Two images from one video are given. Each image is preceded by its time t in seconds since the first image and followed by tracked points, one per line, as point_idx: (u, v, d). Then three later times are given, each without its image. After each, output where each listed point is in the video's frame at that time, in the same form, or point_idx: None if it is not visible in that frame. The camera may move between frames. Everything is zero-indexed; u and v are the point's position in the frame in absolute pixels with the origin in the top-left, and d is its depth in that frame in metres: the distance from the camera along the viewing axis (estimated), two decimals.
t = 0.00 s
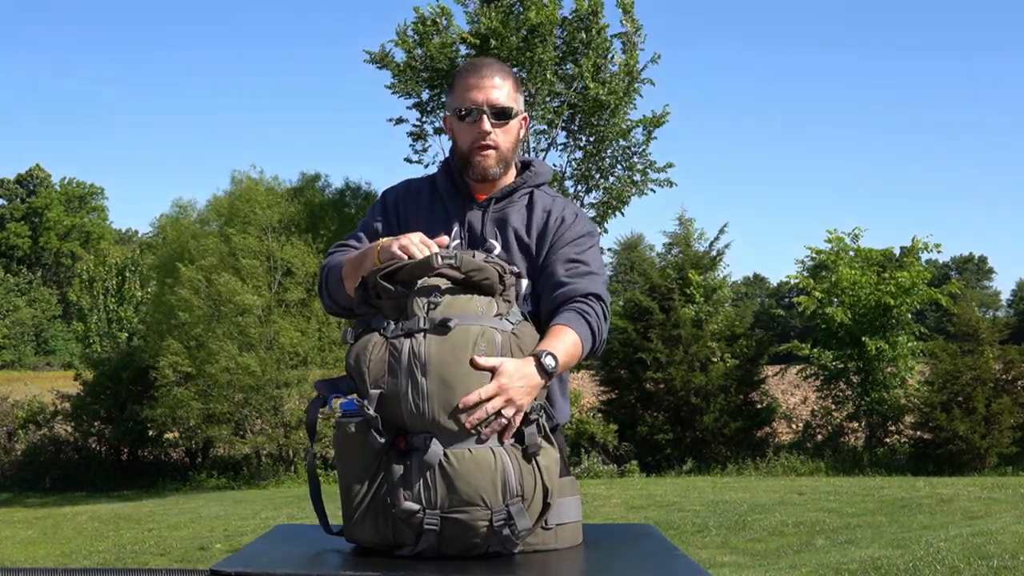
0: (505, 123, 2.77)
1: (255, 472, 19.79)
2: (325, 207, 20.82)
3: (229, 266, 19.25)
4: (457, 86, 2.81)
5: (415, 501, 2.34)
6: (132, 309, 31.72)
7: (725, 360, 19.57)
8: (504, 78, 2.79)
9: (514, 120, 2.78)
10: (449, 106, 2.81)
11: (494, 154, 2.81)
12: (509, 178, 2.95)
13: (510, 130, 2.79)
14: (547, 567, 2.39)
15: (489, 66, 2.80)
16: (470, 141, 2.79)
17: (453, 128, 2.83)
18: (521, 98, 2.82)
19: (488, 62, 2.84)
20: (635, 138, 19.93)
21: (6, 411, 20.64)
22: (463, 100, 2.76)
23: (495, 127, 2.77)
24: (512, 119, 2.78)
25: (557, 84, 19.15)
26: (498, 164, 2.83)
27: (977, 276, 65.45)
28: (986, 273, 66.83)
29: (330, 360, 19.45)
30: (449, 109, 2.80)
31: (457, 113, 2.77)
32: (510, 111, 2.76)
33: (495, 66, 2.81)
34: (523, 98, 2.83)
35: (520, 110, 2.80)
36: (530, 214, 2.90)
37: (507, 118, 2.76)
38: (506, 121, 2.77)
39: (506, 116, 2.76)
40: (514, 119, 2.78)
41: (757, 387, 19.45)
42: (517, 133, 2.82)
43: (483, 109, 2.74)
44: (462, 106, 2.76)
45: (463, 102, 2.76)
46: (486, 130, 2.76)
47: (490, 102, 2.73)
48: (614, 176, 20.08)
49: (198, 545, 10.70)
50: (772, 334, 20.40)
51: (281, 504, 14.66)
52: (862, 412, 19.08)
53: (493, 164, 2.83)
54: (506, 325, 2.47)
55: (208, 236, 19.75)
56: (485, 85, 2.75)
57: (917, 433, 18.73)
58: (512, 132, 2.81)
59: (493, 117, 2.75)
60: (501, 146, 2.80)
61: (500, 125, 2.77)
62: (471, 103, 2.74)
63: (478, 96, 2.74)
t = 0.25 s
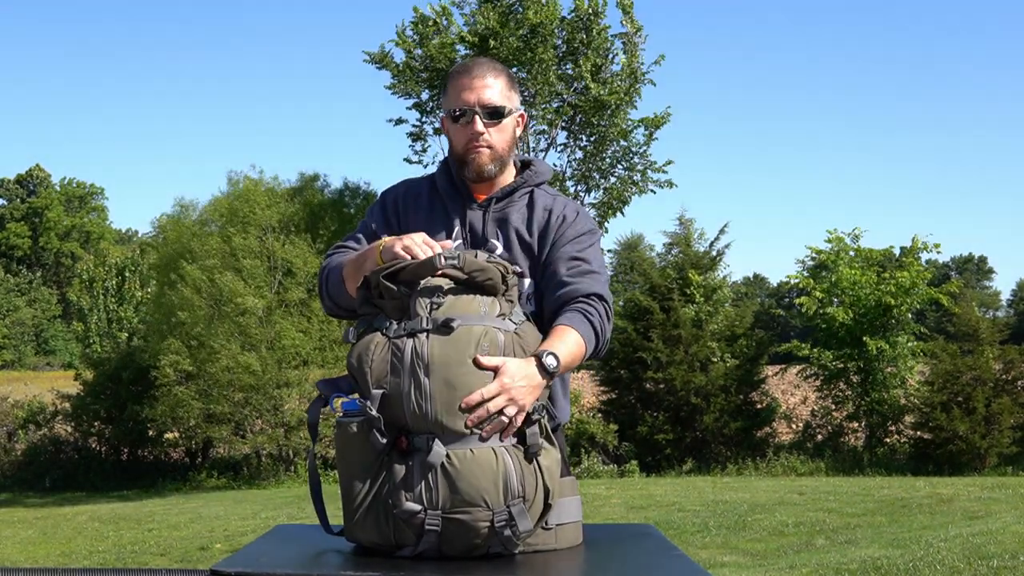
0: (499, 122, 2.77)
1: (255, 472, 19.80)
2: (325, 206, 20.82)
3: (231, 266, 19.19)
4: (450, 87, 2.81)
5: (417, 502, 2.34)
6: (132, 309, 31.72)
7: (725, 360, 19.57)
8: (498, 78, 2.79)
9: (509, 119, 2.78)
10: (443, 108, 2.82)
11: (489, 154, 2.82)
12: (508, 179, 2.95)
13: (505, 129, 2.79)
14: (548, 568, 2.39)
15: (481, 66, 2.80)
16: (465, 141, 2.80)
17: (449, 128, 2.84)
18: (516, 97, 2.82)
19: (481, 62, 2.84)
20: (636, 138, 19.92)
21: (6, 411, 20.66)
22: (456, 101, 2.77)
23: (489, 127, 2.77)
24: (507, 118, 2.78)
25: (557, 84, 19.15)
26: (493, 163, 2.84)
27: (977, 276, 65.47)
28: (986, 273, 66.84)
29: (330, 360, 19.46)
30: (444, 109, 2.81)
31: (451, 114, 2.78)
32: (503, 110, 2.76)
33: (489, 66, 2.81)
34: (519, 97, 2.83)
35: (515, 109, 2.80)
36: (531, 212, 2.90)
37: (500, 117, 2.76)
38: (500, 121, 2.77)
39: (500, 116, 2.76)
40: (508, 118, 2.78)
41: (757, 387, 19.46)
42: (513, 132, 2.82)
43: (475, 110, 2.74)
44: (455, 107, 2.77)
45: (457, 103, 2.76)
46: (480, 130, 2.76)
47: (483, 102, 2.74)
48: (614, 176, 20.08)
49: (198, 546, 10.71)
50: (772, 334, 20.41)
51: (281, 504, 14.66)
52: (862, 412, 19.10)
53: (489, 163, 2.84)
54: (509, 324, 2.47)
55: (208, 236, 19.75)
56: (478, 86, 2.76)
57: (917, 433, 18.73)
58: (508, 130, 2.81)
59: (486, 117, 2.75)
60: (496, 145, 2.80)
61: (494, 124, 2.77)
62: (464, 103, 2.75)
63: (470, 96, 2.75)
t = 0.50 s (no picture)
0: (498, 121, 2.78)
1: (256, 472, 19.81)
2: (325, 207, 20.84)
3: (233, 266, 19.09)
4: (449, 87, 2.82)
5: (416, 502, 2.35)
6: (132, 309, 31.74)
7: (725, 360, 19.58)
8: (498, 77, 2.80)
9: (508, 118, 2.79)
10: (442, 107, 2.83)
11: (488, 153, 2.83)
12: (507, 178, 2.96)
13: (504, 129, 2.80)
14: (547, 567, 2.40)
15: (480, 65, 2.81)
16: (463, 140, 2.81)
17: (448, 128, 2.85)
18: (514, 96, 2.83)
19: (480, 62, 2.85)
20: (636, 138, 19.93)
21: (7, 411, 20.67)
22: (456, 101, 2.77)
23: (487, 126, 2.78)
24: (505, 117, 2.79)
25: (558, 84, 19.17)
26: (492, 163, 2.85)
27: (977, 275, 65.47)
28: (986, 273, 66.85)
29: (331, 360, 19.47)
30: (443, 109, 2.82)
31: (450, 114, 2.79)
32: (502, 110, 2.77)
33: (488, 66, 2.82)
34: (517, 96, 2.84)
35: (514, 108, 2.81)
36: (531, 213, 2.91)
37: (499, 116, 2.77)
38: (498, 120, 2.78)
39: (498, 115, 2.77)
40: (507, 118, 2.79)
41: (757, 387, 19.48)
42: (512, 131, 2.83)
43: (474, 109, 2.75)
44: (454, 107, 2.78)
45: (456, 103, 2.77)
46: (479, 130, 2.77)
47: (482, 102, 2.75)
48: (614, 176, 20.09)
49: (198, 545, 10.71)
50: (772, 334, 20.42)
51: (281, 504, 14.66)
52: (862, 412, 19.11)
53: (488, 163, 2.85)
54: (508, 324, 2.48)
55: (208, 236, 19.74)
56: (477, 85, 2.77)
57: (917, 433, 18.74)
58: (507, 130, 2.82)
59: (485, 117, 2.76)
60: (496, 145, 2.81)
61: (493, 123, 2.78)
62: (463, 103, 2.76)
63: (468, 96, 2.76)
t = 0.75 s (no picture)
0: (497, 121, 2.77)
1: (255, 472, 19.80)
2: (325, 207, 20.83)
3: (233, 267, 19.09)
4: (448, 86, 2.82)
5: (415, 502, 2.35)
6: (132, 309, 31.76)
7: (725, 360, 19.58)
8: (498, 77, 2.80)
9: (507, 118, 2.79)
10: (442, 107, 2.83)
11: (487, 153, 2.82)
12: (508, 179, 2.95)
13: (503, 128, 2.80)
14: (547, 568, 2.40)
15: (480, 65, 2.81)
16: (463, 139, 2.80)
17: (447, 128, 2.84)
18: (514, 97, 2.82)
19: (479, 62, 2.84)
20: (637, 139, 19.92)
21: (7, 411, 20.66)
22: (455, 100, 2.77)
23: (487, 125, 2.77)
24: (505, 117, 2.78)
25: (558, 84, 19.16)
26: (491, 162, 2.84)
27: (977, 275, 65.45)
28: (987, 273, 66.85)
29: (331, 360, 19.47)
30: (442, 108, 2.81)
31: (449, 113, 2.79)
32: (501, 109, 2.76)
33: (488, 66, 2.82)
34: (517, 97, 2.83)
35: (514, 108, 2.81)
36: (530, 214, 2.91)
37: (498, 116, 2.77)
38: (498, 119, 2.77)
39: (498, 115, 2.76)
40: (506, 118, 2.79)
41: (757, 387, 19.48)
42: (512, 131, 2.82)
43: (473, 108, 2.75)
44: (453, 106, 2.77)
45: (455, 102, 2.77)
46: (478, 129, 2.77)
47: (481, 101, 2.74)
48: (615, 176, 20.09)
49: (198, 545, 10.70)
50: (772, 334, 20.41)
51: (281, 504, 14.65)
52: (862, 412, 19.11)
53: (487, 162, 2.84)
54: (508, 324, 2.48)
55: (208, 236, 19.73)
56: (477, 85, 2.77)
57: (917, 433, 18.74)
58: (506, 129, 2.81)
59: (484, 116, 2.76)
60: (495, 144, 2.80)
61: (492, 123, 2.77)
62: (462, 102, 2.76)
63: (468, 95, 2.76)
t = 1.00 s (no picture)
0: (498, 119, 2.78)
1: (255, 473, 19.80)
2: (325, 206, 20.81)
3: (233, 266, 19.12)
4: (449, 84, 2.83)
5: (415, 502, 2.35)
6: (132, 309, 31.77)
7: (725, 360, 19.57)
8: (498, 74, 2.80)
9: (507, 115, 2.80)
10: (442, 104, 2.83)
11: (486, 150, 2.82)
12: (507, 177, 2.97)
13: (503, 126, 2.80)
14: (547, 568, 2.40)
15: (480, 63, 2.82)
16: (464, 135, 2.80)
17: (447, 125, 2.84)
18: (514, 95, 2.83)
19: (479, 61, 2.85)
20: (638, 139, 19.92)
21: (7, 411, 20.66)
22: (456, 97, 2.78)
23: (487, 122, 2.78)
24: (505, 115, 2.79)
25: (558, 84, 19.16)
26: (491, 159, 2.85)
27: (977, 275, 65.42)
28: (987, 272, 66.83)
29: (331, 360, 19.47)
30: (443, 105, 2.82)
31: (450, 110, 2.79)
32: (502, 106, 2.77)
33: (488, 63, 2.83)
34: (517, 95, 2.84)
35: (514, 106, 2.81)
36: (534, 212, 2.92)
37: (498, 113, 2.77)
38: (499, 116, 2.78)
39: (499, 112, 2.77)
40: (507, 115, 2.79)
41: (757, 387, 19.47)
42: (511, 129, 2.83)
43: (475, 105, 2.75)
44: (454, 103, 2.78)
45: (456, 99, 2.78)
46: (479, 126, 2.77)
47: (482, 98, 2.75)
48: (615, 176, 20.09)
49: (198, 546, 10.69)
50: (772, 334, 20.40)
51: (281, 504, 14.64)
52: (862, 412, 19.11)
53: (486, 159, 2.84)
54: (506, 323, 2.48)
55: (208, 236, 19.71)
56: (478, 82, 2.77)
57: (917, 433, 18.73)
58: (506, 127, 2.82)
59: (485, 113, 2.76)
60: (495, 142, 2.81)
61: (492, 120, 2.78)
62: (463, 99, 2.76)
63: (469, 92, 2.76)
